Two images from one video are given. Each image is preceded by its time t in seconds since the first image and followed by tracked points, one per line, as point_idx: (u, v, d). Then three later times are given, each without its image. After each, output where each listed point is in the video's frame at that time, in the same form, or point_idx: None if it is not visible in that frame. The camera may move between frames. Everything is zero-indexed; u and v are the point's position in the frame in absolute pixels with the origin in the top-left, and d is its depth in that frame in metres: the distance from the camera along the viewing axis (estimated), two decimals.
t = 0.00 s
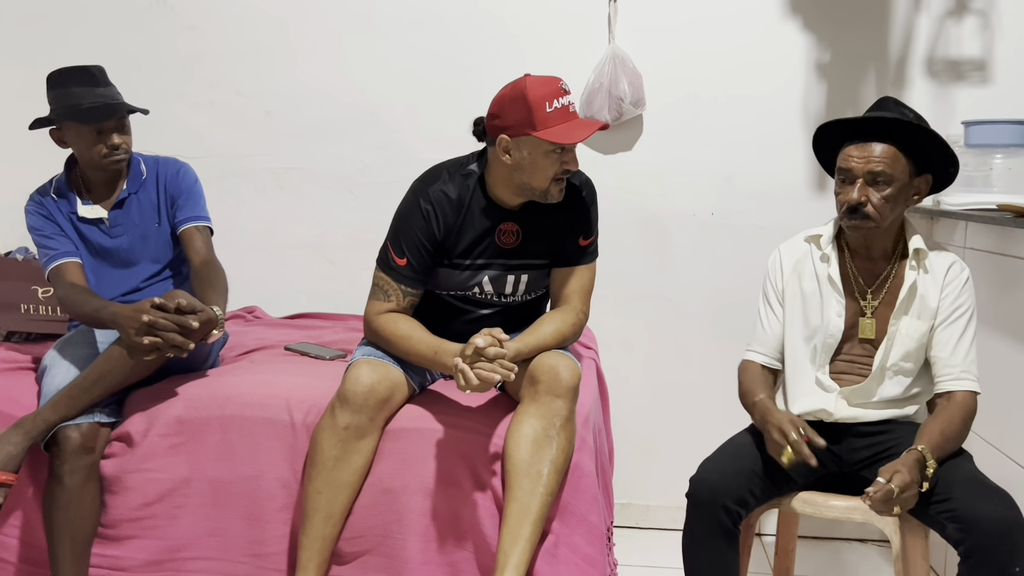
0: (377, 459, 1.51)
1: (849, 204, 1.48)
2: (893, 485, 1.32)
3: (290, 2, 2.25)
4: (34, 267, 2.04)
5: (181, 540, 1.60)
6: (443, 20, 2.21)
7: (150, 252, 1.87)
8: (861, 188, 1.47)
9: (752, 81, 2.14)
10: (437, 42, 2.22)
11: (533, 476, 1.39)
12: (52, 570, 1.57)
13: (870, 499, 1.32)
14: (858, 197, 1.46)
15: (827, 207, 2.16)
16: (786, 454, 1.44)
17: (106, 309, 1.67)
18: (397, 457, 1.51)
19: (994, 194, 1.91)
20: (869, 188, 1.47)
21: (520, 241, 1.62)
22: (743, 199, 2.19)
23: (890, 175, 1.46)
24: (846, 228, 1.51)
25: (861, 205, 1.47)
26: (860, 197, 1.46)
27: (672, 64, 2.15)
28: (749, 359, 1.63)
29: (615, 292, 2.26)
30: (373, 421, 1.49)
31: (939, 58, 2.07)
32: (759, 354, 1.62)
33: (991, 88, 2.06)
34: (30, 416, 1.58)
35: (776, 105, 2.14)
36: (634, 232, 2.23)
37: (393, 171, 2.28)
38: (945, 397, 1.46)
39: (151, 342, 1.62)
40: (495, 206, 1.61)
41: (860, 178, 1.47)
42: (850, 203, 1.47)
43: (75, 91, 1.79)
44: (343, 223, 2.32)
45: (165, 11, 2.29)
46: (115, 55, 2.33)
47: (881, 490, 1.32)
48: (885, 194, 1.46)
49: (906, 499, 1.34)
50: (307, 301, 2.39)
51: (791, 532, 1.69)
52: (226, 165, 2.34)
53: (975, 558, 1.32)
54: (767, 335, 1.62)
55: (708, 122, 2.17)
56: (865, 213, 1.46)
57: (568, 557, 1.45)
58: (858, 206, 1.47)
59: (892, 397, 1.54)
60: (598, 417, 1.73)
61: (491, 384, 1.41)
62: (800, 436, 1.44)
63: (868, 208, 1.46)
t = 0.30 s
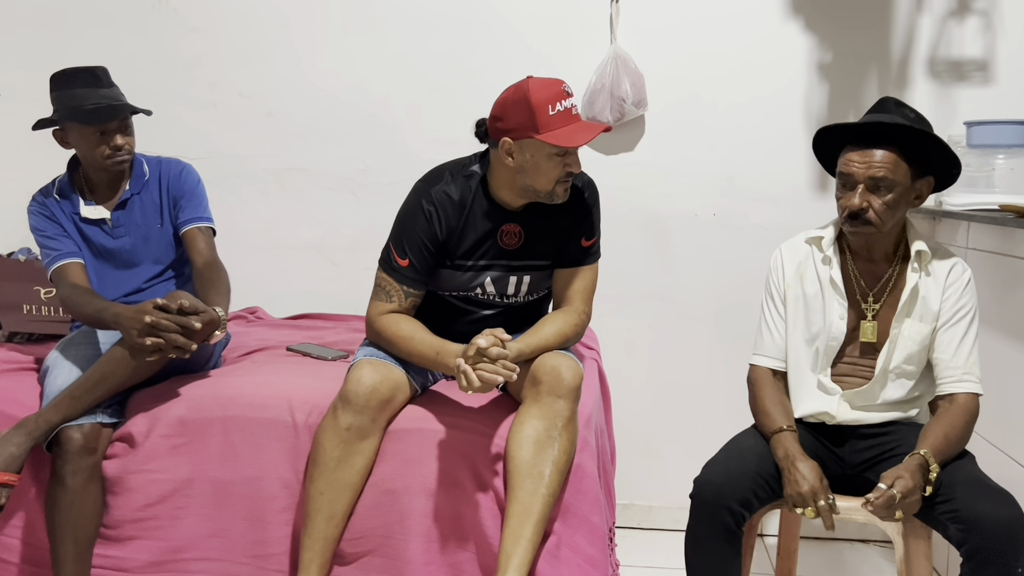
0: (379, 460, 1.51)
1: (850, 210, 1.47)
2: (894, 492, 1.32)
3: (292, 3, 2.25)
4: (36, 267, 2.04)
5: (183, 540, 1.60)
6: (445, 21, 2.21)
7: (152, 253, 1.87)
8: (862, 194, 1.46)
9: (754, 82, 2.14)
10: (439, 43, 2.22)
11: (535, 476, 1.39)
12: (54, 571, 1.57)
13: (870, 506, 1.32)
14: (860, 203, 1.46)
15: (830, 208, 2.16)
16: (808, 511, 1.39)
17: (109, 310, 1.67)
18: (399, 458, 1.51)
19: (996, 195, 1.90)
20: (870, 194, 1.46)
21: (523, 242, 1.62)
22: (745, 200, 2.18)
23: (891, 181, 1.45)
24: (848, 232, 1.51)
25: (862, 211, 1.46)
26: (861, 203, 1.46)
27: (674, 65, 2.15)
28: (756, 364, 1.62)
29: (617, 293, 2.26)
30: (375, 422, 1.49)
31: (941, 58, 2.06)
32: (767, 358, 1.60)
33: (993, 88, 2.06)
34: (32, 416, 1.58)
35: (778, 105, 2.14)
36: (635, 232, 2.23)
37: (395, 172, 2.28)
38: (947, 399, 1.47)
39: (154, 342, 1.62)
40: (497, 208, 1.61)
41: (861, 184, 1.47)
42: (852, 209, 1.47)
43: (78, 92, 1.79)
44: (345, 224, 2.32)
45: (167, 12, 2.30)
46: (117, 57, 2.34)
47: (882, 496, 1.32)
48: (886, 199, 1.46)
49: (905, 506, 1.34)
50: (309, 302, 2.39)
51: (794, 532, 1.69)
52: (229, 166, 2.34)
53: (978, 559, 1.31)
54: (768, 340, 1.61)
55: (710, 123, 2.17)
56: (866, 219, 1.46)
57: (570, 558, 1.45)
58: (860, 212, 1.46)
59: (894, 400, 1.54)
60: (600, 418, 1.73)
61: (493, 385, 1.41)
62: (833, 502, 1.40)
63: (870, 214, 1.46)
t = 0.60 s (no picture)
0: (381, 460, 1.51)
1: (856, 213, 1.47)
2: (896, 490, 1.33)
3: (294, 4, 2.25)
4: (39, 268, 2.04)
5: (186, 541, 1.60)
6: (447, 21, 2.21)
7: (154, 253, 1.87)
8: (869, 197, 1.46)
9: (756, 82, 2.14)
10: (441, 43, 2.22)
11: (537, 477, 1.39)
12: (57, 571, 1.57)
13: (871, 504, 1.33)
14: (866, 206, 1.46)
15: (832, 208, 2.16)
16: (818, 516, 1.40)
17: (111, 311, 1.67)
18: (401, 458, 1.51)
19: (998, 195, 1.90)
20: (877, 197, 1.46)
21: (525, 243, 1.63)
22: (747, 200, 2.18)
23: (898, 184, 1.45)
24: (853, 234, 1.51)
25: (869, 214, 1.46)
26: (867, 206, 1.46)
27: (676, 66, 2.15)
28: (759, 364, 1.61)
29: (618, 293, 2.26)
30: (377, 423, 1.49)
31: (943, 58, 2.06)
32: (769, 359, 1.60)
33: (995, 88, 2.06)
34: (35, 417, 1.58)
35: (780, 106, 2.14)
36: (637, 232, 2.23)
37: (396, 173, 2.29)
38: (950, 401, 1.46)
39: (157, 343, 1.63)
40: (500, 209, 1.61)
41: (867, 186, 1.47)
42: (858, 211, 1.47)
43: (80, 93, 1.79)
44: (347, 225, 2.33)
45: (170, 13, 2.30)
46: (120, 57, 2.34)
47: (883, 492, 1.33)
48: (893, 203, 1.46)
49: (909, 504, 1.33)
50: (311, 302, 2.39)
51: (796, 533, 1.69)
52: (231, 167, 2.35)
53: (979, 559, 1.31)
54: (770, 341, 1.61)
55: (712, 124, 2.17)
56: (872, 222, 1.47)
57: (572, 558, 1.45)
58: (866, 216, 1.46)
59: (897, 401, 1.55)
60: (602, 418, 1.73)
61: (495, 387, 1.41)
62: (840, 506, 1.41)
63: (876, 217, 1.46)
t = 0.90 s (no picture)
0: (382, 462, 1.52)
1: (859, 216, 1.47)
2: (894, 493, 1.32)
3: (295, 6, 2.25)
4: (40, 270, 2.05)
5: (187, 542, 1.61)
6: (447, 23, 2.21)
7: (156, 255, 1.88)
8: (871, 200, 1.46)
9: (756, 83, 2.14)
10: (442, 45, 2.22)
11: (538, 479, 1.40)
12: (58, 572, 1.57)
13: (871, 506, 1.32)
14: (868, 209, 1.46)
15: (832, 209, 2.16)
16: (820, 518, 1.40)
17: (112, 313, 1.67)
18: (402, 459, 1.51)
19: (999, 196, 1.87)
20: (879, 200, 1.46)
21: (526, 244, 1.63)
22: (748, 201, 2.19)
23: (900, 187, 1.45)
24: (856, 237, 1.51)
25: (871, 217, 1.46)
26: (869, 209, 1.46)
27: (677, 67, 2.15)
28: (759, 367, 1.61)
29: (619, 294, 2.26)
30: (378, 424, 1.49)
31: (944, 59, 2.06)
32: (770, 361, 1.60)
33: (995, 89, 2.06)
34: (36, 419, 1.58)
35: (781, 107, 2.14)
36: (638, 233, 2.23)
37: (397, 174, 2.29)
38: (951, 402, 1.46)
39: (158, 345, 1.63)
40: (501, 211, 1.61)
41: (869, 190, 1.47)
42: (860, 214, 1.47)
43: (82, 95, 1.79)
44: (348, 226, 2.33)
45: (171, 15, 2.30)
46: (121, 60, 2.34)
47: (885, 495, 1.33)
48: (895, 205, 1.46)
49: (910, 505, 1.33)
50: (312, 304, 2.39)
51: (797, 534, 1.69)
52: (232, 169, 2.35)
53: (980, 560, 1.31)
54: (771, 343, 1.61)
55: (713, 125, 2.17)
56: (875, 225, 1.47)
57: (573, 559, 1.45)
58: (869, 218, 1.47)
59: (897, 402, 1.55)
60: (603, 420, 1.73)
61: (496, 388, 1.41)
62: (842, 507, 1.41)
63: (879, 219, 1.46)
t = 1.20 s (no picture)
0: (382, 463, 1.52)
1: (851, 220, 1.47)
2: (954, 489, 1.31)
3: (295, 8, 2.26)
4: (41, 273, 2.05)
5: (188, 544, 1.61)
6: (447, 25, 2.21)
7: (157, 257, 1.88)
8: (862, 204, 1.46)
9: (756, 85, 2.14)
10: (442, 46, 2.22)
11: (539, 481, 1.40)
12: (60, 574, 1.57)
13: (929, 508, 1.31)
14: (861, 213, 1.45)
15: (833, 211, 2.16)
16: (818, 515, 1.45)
17: (113, 315, 1.67)
18: (403, 461, 1.51)
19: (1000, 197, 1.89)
20: (871, 203, 1.46)
21: (526, 246, 1.63)
22: (748, 203, 2.19)
23: (891, 190, 1.44)
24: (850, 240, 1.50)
25: (864, 220, 1.46)
26: (861, 212, 1.45)
27: (677, 69, 2.15)
28: (761, 370, 1.61)
29: (620, 296, 2.27)
30: (379, 425, 1.49)
31: (944, 60, 2.07)
32: (774, 364, 1.59)
33: (996, 90, 2.06)
34: (38, 421, 1.59)
35: (782, 108, 2.14)
36: (638, 235, 2.23)
37: (398, 176, 2.29)
38: (950, 402, 1.46)
39: (159, 348, 1.63)
40: (501, 213, 1.61)
41: (861, 193, 1.46)
42: (853, 218, 1.46)
43: (83, 97, 1.80)
44: (348, 228, 2.33)
45: (171, 17, 2.31)
46: (122, 62, 2.35)
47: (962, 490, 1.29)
48: (887, 208, 1.45)
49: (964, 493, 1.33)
50: (313, 306, 2.40)
51: (798, 535, 1.69)
52: (233, 170, 2.35)
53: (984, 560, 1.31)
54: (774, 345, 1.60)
55: (713, 126, 2.17)
56: (868, 227, 1.46)
57: (574, 561, 1.45)
58: (862, 221, 1.46)
59: (898, 403, 1.54)
60: (603, 421, 1.73)
61: (497, 390, 1.42)
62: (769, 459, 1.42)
63: (871, 222, 1.46)
